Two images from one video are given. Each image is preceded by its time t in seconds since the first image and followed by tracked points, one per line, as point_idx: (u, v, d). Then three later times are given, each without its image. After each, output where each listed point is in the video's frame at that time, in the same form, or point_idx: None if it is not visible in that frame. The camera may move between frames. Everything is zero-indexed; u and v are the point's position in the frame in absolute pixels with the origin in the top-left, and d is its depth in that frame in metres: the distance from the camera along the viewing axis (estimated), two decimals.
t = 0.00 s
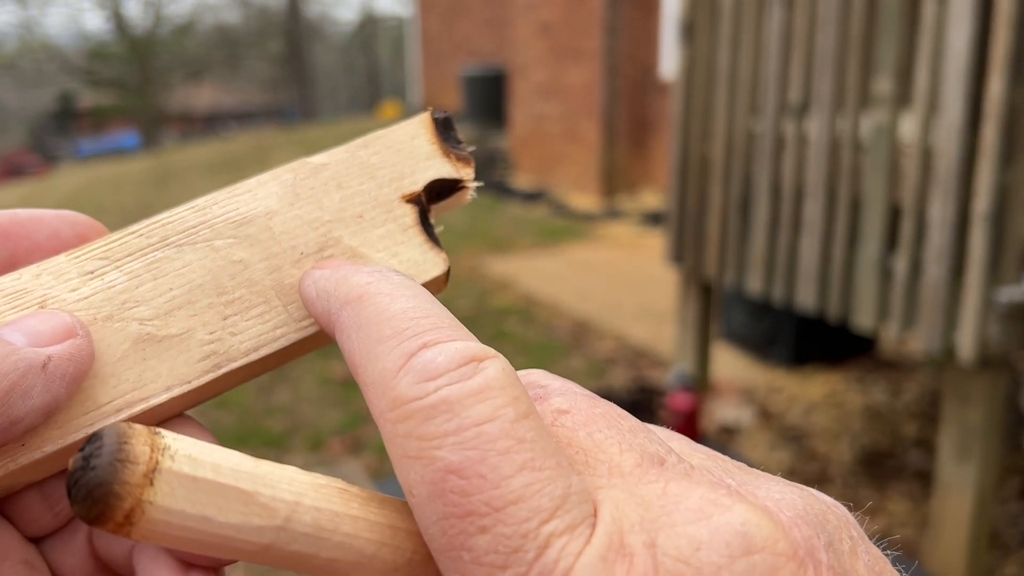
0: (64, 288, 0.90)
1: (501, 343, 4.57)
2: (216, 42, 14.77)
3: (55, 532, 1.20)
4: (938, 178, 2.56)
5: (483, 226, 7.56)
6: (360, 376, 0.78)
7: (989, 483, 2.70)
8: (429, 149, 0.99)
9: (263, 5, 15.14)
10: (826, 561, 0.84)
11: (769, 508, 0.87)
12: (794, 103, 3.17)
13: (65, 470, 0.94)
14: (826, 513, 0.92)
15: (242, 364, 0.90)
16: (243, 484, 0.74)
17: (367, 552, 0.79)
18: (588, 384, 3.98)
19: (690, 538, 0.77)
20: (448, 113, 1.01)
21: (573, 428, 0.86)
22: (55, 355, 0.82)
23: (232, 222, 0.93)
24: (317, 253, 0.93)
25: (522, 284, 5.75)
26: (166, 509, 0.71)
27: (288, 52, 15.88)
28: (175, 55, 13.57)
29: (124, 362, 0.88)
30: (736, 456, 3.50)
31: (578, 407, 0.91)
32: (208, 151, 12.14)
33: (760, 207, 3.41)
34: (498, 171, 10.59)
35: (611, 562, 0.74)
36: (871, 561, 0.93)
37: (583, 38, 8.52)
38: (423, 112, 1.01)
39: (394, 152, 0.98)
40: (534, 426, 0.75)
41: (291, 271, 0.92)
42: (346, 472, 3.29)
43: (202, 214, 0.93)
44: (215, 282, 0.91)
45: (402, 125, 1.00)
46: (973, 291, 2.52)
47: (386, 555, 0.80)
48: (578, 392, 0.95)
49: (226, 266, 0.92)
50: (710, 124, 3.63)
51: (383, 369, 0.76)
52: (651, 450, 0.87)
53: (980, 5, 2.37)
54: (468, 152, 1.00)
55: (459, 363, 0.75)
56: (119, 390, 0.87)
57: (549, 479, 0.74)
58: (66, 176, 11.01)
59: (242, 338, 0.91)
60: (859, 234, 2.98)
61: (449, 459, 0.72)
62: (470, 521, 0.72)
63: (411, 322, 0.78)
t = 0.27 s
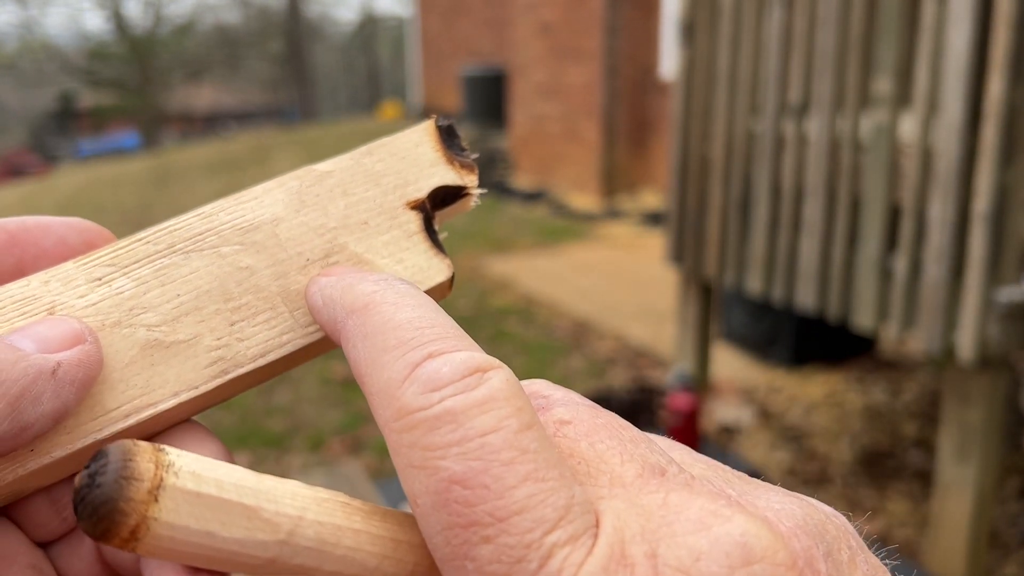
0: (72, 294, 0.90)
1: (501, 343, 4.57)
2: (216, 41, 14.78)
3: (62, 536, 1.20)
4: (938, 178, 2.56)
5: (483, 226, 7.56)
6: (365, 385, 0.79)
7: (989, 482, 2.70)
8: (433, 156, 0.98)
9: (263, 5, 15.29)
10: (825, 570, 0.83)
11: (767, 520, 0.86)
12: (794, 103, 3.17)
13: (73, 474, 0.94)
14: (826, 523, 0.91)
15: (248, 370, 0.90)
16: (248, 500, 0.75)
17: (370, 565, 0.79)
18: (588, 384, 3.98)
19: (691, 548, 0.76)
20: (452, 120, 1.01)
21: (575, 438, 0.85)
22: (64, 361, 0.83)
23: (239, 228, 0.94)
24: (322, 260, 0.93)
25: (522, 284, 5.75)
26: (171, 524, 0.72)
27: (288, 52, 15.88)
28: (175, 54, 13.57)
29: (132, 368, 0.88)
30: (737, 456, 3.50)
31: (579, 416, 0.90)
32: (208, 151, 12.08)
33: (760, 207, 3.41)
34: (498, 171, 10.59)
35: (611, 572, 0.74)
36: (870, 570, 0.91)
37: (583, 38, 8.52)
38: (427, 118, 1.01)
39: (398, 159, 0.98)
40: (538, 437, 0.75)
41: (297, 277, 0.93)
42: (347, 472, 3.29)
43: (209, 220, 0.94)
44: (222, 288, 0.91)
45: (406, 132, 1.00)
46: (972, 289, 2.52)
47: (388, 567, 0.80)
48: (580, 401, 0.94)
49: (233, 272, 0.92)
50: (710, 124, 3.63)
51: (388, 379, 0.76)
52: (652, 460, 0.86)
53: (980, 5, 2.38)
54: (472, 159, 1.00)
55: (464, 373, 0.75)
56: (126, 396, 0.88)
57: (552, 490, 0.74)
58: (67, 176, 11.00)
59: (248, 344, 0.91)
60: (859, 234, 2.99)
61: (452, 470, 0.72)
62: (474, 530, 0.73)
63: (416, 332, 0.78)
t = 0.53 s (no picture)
0: (64, 283, 0.90)
1: (501, 343, 4.57)
2: (216, 42, 14.77)
3: (55, 529, 1.20)
4: (938, 178, 2.56)
5: (483, 226, 7.56)
6: (360, 378, 0.78)
7: (989, 483, 2.70)
8: (429, 143, 0.99)
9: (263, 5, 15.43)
10: (824, 566, 0.84)
11: (767, 514, 0.86)
12: (794, 103, 3.17)
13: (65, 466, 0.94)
14: (826, 518, 0.91)
15: (242, 359, 0.90)
16: (241, 491, 0.75)
17: (365, 558, 0.80)
18: (588, 384, 3.98)
19: (690, 543, 0.77)
20: (448, 108, 1.01)
21: (572, 433, 0.85)
22: (55, 351, 0.83)
23: (232, 217, 0.94)
24: (317, 248, 0.94)
25: (522, 284, 5.75)
26: (163, 516, 0.72)
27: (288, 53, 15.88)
28: (175, 54, 13.55)
29: (125, 358, 0.88)
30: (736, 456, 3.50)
31: (578, 411, 0.90)
32: (208, 151, 12.10)
33: (760, 208, 3.41)
34: (498, 171, 10.59)
35: (610, 567, 0.75)
36: (870, 566, 0.91)
37: (583, 39, 8.52)
38: (423, 106, 1.01)
39: (394, 146, 0.98)
40: (535, 431, 0.75)
41: (291, 266, 0.93)
42: (346, 472, 3.29)
43: (202, 209, 0.94)
44: (215, 277, 0.91)
45: (402, 120, 1.00)
46: (973, 291, 2.52)
47: (384, 561, 0.81)
48: (577, 396, 0.94)
49: (227, 261, 0.92)
50: (710, 124, 3.64)
51: (383, 372, 0.76)
52: (649, 455, 0.87)
53: (980, 5, 2.38)
54: (468, 146, 1.00)
55: (460, 367, 0.75)
56: (119, 386, 0.87)
57: (549, 484, 0.74)
58: (67, 177, 10.99)
59: (242, 333, 0.91)
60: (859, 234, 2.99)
61: (448, 464, 0.72)
62: (470, 525, 0.73)
63: (411, 325, 0.78)
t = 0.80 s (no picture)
0: (57, 288, 0.90)
1: (500, 343, 4.57)
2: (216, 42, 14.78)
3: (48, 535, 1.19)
4: (938, 178, 2.56)
5: (483, 226, 7.56)
6: (357, 386, 0.77)
7: (989, 483, 2.71)
8: (426, 146, 0.99)
9: (263, 4, 15.66)
10: None
11: (768, 525, 0.86)
12: (794, 103, 3.17)
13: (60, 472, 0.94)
14: (826, 529, 0.91)
15: (238, 364, 0.90)
16: (236, 503, 0.72)
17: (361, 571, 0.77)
18: (588, 384, 3.98)
19: (689, 556, 0.76)
20: (445, 110, 1.01)
21: (571, 442, 0.84)
22: (47, 357, 0.82)
23: (227, 220, 0.94)
24: (312, 252, 0.93)
25: (522, 284, 5.76)
26: (157, 529, 0.69)
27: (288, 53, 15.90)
28: (175, 54, 13.55)
29: (119, 363, 0.88)
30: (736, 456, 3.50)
31: (577, 419, 0.89)
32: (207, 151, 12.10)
33: (760, 207, 3.41)
34: (498, 171, 10.60)
35: None
36: None
37: (583, 39, 8.53)
38: (420, 108, 1.02)
39: (391, 149, 0.98)
40: (533, 441, 0.73)
41: (287, 270, 0.92)
42: (347, 472, 3.29)
43: (197, 212, 0.94)
44: (210, 281, 0.91)
45: (399, 122, 1.00)
46: (972, 291, 2.52)
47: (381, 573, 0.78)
48: (576, 403, 0.93)
49: (222, 265, 0.92)
50: (710, 124, 3.64)
51: (380, 381, 0.75)
52: (650, 465, 0.86)
53: (980, 5, 2.38)
54: (466, 149, 1.01)
55: (457, 377, 0.73)
56: (113, 392, 0.87)
57: (547, 496, 0.73)
58: (67, 176, 10.99)
59: (238, 338, 0.91)
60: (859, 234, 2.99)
61: (445, 475, 0.71)
62: (467, 538, 0.71)
63: (409, 332, 0.77)
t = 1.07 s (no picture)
0: (54, 291, 0.90)
1: (500, 343, 4.57)
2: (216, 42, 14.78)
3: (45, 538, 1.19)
4: (938, 178, 2.56)
5: (483, 227, 7.56)
6: (354, 393, 0.77)
7: (989, 483, 2.71)
8: (424, 149, 0.99)
9: (263, 4, 15.73)
10: None
11: (766, 533, 0.86)
12: (793, 103, 3.17)
13: (57, 476, 0.94)
14: (825, 537, 0.91)
15: (235, 367, 0.90)
16: (230, 514, 0.72)
17: None
18: (587, 384, 3.99)
19: (687, 563, 0.76)
20: (443, 112, 1.01)
21: (569, 449, 0.84)
22: (44, 361, 0.82)
23: (225, 223, 0.94)
24: (311, 255, 0.93)
25: (522, 284, 5.76)
26: (151, 541, 0.69)
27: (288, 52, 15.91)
28: (175, 54, 13.53)
29: (116, 367, 0.88)
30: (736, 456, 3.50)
31: (574, 426, 0.89)
32: (208, 151, 12.10)
33: (760, 208, 3.41)
34: (498, 171, 10.60)
35: None
36: None
37: (583, 39, 8.53)
38: (417, 110, 1.02)
39: (388, 151, 0.98)
40: (530, 448, 0.73)
41: (285, 273, 0.92)
42: (346, 472, 3.29)
43: (194, 215, 0.94)
44: (207, 284, 0.92)
45: (397, 124, 1.00)
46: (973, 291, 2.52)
47: None
48: (575, 410, 0.93)
49: (219, 268, 0.92)
50: (710, 124, 3.64)
51: (378, 388, 0.75)
52: (648, 472, 0.86)
53: (980, 5, 2.38)
54: (463, 151, 1.01)
55: (455, 384, 0.73)
56: (110, 395, 0.87)
57: (545, 504, 0.73)
58: (67, 176, 10.99)
59: (235, 341, 0.91)
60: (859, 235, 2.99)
61: (442, 483, 0.71)
62: (465, 546, 0.71)
63: (407, 339, 0.77)
